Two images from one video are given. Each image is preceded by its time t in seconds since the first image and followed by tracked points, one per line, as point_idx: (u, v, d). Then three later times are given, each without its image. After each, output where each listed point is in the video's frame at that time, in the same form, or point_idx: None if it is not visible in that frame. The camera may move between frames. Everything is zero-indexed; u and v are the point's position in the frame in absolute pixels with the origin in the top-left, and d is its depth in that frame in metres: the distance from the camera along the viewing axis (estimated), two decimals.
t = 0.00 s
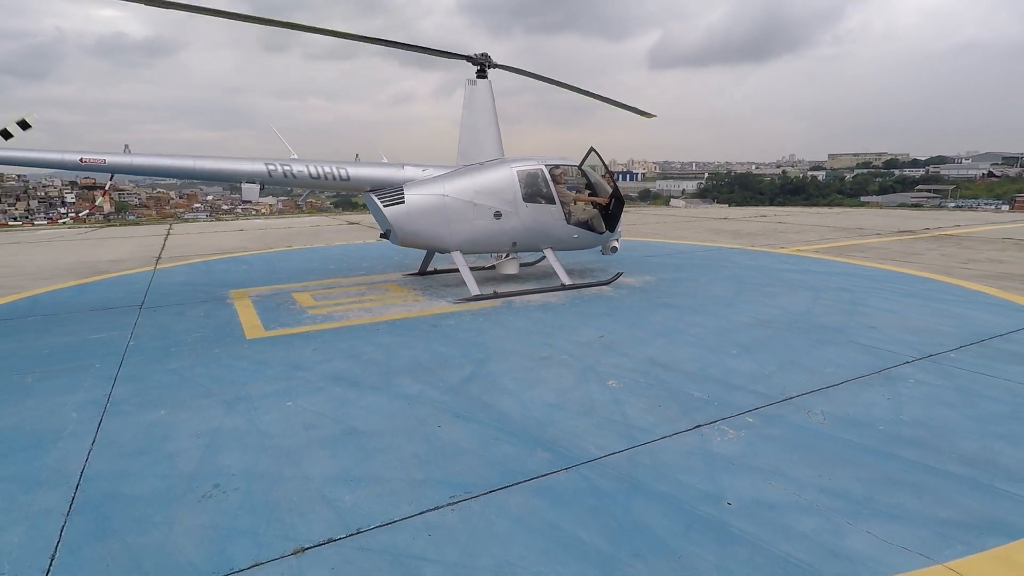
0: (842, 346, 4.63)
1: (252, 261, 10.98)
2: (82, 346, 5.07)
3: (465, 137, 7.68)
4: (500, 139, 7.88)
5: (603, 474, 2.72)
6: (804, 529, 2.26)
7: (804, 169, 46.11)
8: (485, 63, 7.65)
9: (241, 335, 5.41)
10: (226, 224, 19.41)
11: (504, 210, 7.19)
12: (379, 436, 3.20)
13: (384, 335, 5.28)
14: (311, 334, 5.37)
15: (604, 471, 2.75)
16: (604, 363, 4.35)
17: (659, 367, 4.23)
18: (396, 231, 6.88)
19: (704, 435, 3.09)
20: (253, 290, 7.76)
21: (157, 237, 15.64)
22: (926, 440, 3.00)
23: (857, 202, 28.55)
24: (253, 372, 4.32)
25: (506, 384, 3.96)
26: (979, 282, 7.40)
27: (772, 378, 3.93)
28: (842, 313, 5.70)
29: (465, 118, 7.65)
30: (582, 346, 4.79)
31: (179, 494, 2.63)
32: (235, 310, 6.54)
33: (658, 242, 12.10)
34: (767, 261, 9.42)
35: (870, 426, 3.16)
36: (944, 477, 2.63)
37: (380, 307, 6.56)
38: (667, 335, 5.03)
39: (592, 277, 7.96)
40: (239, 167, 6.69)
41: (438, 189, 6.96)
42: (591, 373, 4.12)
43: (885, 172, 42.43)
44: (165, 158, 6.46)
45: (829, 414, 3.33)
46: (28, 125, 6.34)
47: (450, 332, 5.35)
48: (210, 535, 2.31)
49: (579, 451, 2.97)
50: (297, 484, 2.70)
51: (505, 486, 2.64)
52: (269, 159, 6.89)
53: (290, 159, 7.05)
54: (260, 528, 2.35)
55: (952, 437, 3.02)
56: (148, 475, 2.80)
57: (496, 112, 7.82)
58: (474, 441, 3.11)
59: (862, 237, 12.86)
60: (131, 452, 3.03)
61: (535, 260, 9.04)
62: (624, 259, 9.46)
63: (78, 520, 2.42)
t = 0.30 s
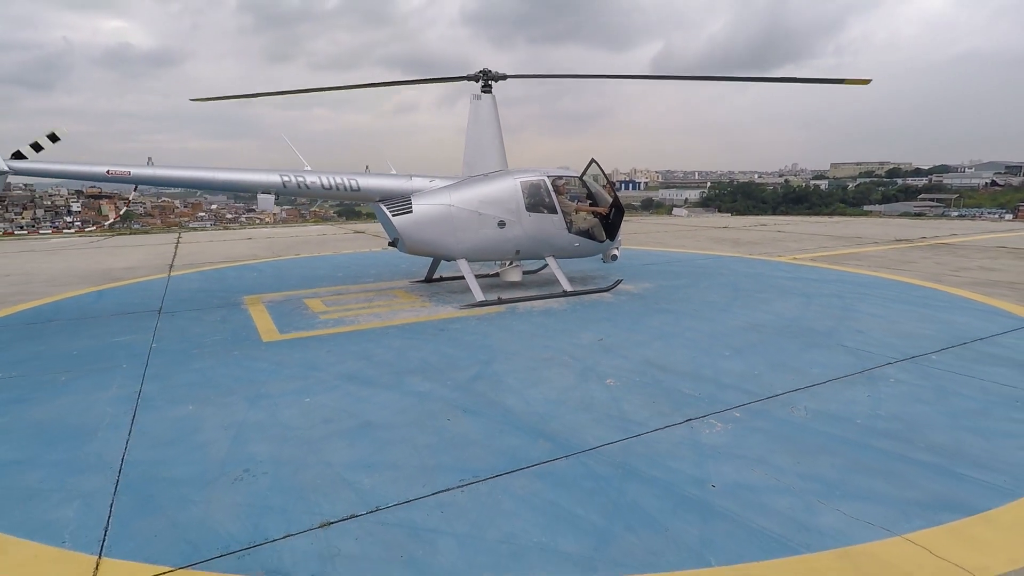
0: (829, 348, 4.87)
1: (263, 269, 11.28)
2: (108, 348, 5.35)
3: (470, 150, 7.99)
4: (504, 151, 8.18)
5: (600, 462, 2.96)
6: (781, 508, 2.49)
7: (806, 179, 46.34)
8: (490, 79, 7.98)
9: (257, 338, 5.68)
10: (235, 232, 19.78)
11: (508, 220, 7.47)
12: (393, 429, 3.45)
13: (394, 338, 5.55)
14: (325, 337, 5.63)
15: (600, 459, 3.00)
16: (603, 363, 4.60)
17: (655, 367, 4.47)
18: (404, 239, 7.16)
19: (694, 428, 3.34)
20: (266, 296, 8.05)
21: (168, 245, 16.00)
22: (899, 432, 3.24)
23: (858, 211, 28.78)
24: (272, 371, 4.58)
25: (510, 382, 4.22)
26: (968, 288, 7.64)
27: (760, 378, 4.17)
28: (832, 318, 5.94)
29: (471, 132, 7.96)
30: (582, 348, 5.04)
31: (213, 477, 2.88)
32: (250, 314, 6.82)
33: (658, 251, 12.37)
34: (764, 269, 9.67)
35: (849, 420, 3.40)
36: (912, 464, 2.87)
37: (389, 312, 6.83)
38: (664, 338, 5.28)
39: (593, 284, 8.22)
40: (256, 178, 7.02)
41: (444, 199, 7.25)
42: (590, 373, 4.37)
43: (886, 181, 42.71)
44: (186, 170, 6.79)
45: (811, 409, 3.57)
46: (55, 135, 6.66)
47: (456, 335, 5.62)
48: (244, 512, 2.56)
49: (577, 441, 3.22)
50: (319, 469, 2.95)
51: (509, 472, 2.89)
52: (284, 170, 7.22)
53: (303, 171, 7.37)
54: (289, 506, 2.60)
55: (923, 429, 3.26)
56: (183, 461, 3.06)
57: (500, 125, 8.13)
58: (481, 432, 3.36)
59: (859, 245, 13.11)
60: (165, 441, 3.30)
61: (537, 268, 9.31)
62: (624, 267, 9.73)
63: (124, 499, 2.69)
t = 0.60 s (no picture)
0: (818, 351, 5.12)
1: (271, 277, 11.56)
2: (130, 351, 5.59)
3: (475, 162, 8.30)
4: (507, 164, 8.49)
5: (601, 450, 3.20)
6: (765, 490, 2.73)
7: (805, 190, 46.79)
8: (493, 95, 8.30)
9: (272, 341, 5.94)
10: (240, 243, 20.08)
11: (511, 229, 7.75)
12: (407, 422, 3.69)
13: (404, 341, 5.80)
14: (336, 340, 5.88)
15: (601, 448, 3.24)
16: (603, 364, 4.85)
17: (652, 367, 4.72)
18: (411, 248, 7.44)
19: (688, 421, 3.58)
20: (277, 303, 8.32)
21: (176, 255, 16.28)
22: (879, 424, 3.48)
23: (856, 222, 29.09)
24: (289, 371, 4.83)
25: (516, 381, 4.46)
26: (956, 296, 7.89)
27: (752, 377, 4.42)
28: (823, 323, 6.19)
29: (475, 144, 8.26)
30: (583, 351, 5.28)
31: (243, 464, 3.13)
32: (263, 320, 7.08)
33: (657, 260, 12.65)
34: (760, 278, 9.93)
35: (834, 414, 3.64)
36: (889, 452, 3.10)
37: (397, 318, 7.09)
38: (661, 342, 5.53)
39: (593, 292, 8.49)
40: (270, 189, 7.34)
41: (450, 210, 7.54)
42: (591, 373, 4.61)
43: (883, 193, 43.12)
44: (204, 181, 7.11)
45: (798, 404, 3.81)
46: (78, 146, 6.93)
47: (463, 338, 5.86)
48: (274, 494, 2.79)
49: (579, 433, 3.46)
50: (341, 457, 3.20)
51: (517, 459, 3.13)
52: (297, 182, 7.54)
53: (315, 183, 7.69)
54: (315, 488, 2.83)
55: (902, 422, 3.49)
56: (214, 450, 3.29)
57: (504, 139, 8.43)
58: (489, 425, 3.60)
59: (854, 255, 13.37)
60: (195, 433, 3.54)
61: (539, 276, 9.59)
62: (624, 275, 10.00)
63: (163, 483, 2.92)
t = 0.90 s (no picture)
0: (807, 351, 5.35)
1: (277, 282, 11.81)
2: (147, 352, 5.83)
3: (477, 170, 8.55)
4: (508, 171, 8.75)
5: (597, 441, 3.42)
6: (748, 476, 2.96)
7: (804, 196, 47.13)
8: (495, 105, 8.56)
9: (283, 343, 6.18)
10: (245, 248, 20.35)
11: (512, 235, 7.99)
12: (415, 416, 3.92)
13: (409, 342, 6.03)
14: (345, 341, 6.12)
15: (597, 439, 3.46)
16: (601, 364, 5.08)
17: (648, 367, 4.95)
18: (415, 253, 7.69)
19: (679, 415, 3.81)
20: (285, 306, 8.57)
21: (182, 260, 16.54)
22: (859, 418, 3.70)
23: (854, 227, 29.33)
24: (301, 370, 5.07)
25: (518, 379, 4.69)
26: (945, 300, 8.13)
27: (742, 376, 4.65)
28: (813, 326, 6.42)
29: (478, 153, 8.53)
30: (582, 351, 5.51)
31: (263, 453, 3.36)
32: (273, 322, 7.32)
33: (655, 265, 12.90)
34: (755, 282, 10.17)
35: (818, 409, 3.87)
36: (866, 443, 3.33)
37: (401, 320, 7.32)
38: (657, 343, 5.76)
39: (593, 295, 8.73)
40: (280, 197, 7.61)
41: (453, 216, 7.78)
42: (590, 372, 4.84)
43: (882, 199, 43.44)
44: (217, 189, 7.40)
45: (784, 400, 4.04)
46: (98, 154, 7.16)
47: (466, 340, 6.10)
48: (295, 479, 3.02)
49: (578, 426, 3.68)
50: (355, 448, 3.43)
51: (519, 449, 3.35)
52: (306, 190, 7.82)
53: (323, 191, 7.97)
54: (333, 475, 3.06)
55: (880, 416, 3.72)
56: (235, 441, 3.52)
57: (505, 147, 8.69)
58: (493, 419, 3.83)
59: (849, 261, 13.61)
60: (217, 426, 3.77)
61: (539, 281, 9.84)
62: (622, 280, 10.24)
63: (192, 470, 3.16)
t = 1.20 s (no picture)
0: (794, 355, 5.57)
1: (282, 290, 12.06)
2: (160, 355, 6.07)
3: (478, 181, 8.83)
4: (508, 182, 9.02)
5: (590, 435, 3.64)
6: (729, 466, 3.17)
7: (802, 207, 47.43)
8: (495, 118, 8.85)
9: (290, 347, 6.42)
10: (250, 257, 20.63)
11: (511, 244, 8.24)
12: (418, 413, 4.14)
13: (412, 346, 6.26)
14: (350, 345, 6.35)
15: (590, 433, 3.68)
16: (596, 366, 5.30)
17: (641, 369, 5.17)
18: (418, 261, 7.94)
19: (668, 412, 4.03)
20: (291, 313, 8.82)
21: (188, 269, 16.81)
22: (838, 414, 3.92)
23: (851, 237, 29.59)
24: (308, 372, 5.29)
25: (516, 380, 4.91)
26: (932, 307, 8.35)
27: (730, 377, 4.87)
28: (802, 331, 6.64)
29: (478, 164, 8.80)
30: (579, 355, 5.74)
31: (276, 446, 3.58)
32: (279, 328, 7.57)
33: (653, 274, 13.14)
34: (750, 290, 10.41)
35: (800, 407, 4.08)
36: (842, 436, 3.55)
37: (404, 326, 7.56)
38: (651, 347, 5.98)
39: (590, 303, 8.97)
40: (288, 207, 7.90)
41: (454, 226, 8.04)
42: (585, 374, 5.06)
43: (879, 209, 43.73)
44: (228, 199, 7.70)
45: (769, 399, 4.25)
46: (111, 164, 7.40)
47: (467, 344, 6.32)
48: (307, 469, 3.24)
49: (572, 422, 3.90)
50: (362, 441, 3.65)
51: (517, 442, 3.57)
52: (312, 200, 8.12)
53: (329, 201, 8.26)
54: (342, 465, 3.28)
55: (857, 412, 3.94)
56: (250, 435, 3.75)
57: (504, 159, 8.96)
58: (492, 415, 4.06)
59: (844, 270, 13.84)
60: (231, 422, 3.99)
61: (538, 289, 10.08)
62: (619, 288, 10.48)
63: (210, 460, 3.38)
